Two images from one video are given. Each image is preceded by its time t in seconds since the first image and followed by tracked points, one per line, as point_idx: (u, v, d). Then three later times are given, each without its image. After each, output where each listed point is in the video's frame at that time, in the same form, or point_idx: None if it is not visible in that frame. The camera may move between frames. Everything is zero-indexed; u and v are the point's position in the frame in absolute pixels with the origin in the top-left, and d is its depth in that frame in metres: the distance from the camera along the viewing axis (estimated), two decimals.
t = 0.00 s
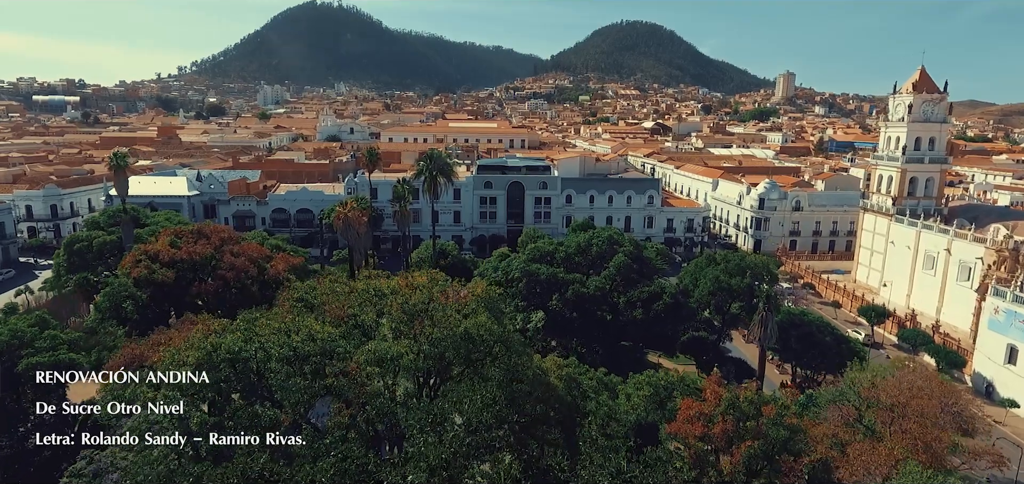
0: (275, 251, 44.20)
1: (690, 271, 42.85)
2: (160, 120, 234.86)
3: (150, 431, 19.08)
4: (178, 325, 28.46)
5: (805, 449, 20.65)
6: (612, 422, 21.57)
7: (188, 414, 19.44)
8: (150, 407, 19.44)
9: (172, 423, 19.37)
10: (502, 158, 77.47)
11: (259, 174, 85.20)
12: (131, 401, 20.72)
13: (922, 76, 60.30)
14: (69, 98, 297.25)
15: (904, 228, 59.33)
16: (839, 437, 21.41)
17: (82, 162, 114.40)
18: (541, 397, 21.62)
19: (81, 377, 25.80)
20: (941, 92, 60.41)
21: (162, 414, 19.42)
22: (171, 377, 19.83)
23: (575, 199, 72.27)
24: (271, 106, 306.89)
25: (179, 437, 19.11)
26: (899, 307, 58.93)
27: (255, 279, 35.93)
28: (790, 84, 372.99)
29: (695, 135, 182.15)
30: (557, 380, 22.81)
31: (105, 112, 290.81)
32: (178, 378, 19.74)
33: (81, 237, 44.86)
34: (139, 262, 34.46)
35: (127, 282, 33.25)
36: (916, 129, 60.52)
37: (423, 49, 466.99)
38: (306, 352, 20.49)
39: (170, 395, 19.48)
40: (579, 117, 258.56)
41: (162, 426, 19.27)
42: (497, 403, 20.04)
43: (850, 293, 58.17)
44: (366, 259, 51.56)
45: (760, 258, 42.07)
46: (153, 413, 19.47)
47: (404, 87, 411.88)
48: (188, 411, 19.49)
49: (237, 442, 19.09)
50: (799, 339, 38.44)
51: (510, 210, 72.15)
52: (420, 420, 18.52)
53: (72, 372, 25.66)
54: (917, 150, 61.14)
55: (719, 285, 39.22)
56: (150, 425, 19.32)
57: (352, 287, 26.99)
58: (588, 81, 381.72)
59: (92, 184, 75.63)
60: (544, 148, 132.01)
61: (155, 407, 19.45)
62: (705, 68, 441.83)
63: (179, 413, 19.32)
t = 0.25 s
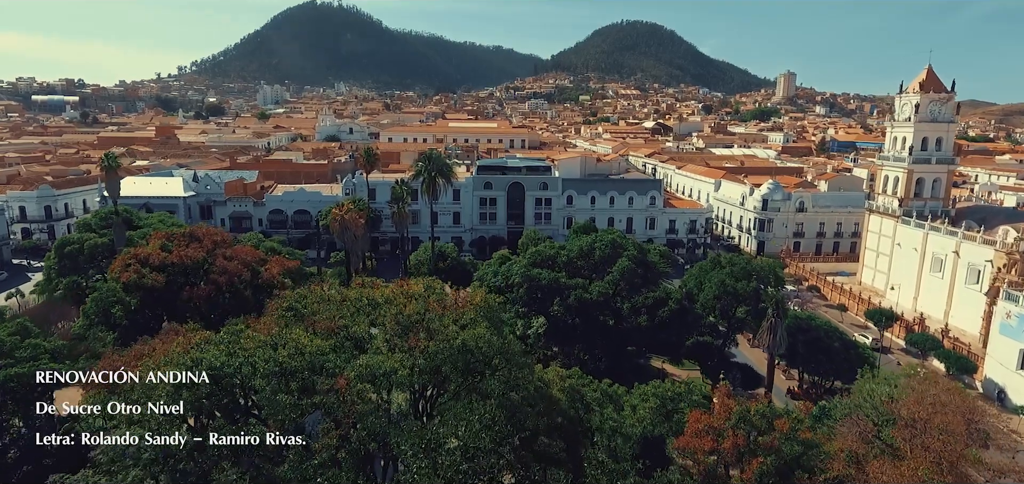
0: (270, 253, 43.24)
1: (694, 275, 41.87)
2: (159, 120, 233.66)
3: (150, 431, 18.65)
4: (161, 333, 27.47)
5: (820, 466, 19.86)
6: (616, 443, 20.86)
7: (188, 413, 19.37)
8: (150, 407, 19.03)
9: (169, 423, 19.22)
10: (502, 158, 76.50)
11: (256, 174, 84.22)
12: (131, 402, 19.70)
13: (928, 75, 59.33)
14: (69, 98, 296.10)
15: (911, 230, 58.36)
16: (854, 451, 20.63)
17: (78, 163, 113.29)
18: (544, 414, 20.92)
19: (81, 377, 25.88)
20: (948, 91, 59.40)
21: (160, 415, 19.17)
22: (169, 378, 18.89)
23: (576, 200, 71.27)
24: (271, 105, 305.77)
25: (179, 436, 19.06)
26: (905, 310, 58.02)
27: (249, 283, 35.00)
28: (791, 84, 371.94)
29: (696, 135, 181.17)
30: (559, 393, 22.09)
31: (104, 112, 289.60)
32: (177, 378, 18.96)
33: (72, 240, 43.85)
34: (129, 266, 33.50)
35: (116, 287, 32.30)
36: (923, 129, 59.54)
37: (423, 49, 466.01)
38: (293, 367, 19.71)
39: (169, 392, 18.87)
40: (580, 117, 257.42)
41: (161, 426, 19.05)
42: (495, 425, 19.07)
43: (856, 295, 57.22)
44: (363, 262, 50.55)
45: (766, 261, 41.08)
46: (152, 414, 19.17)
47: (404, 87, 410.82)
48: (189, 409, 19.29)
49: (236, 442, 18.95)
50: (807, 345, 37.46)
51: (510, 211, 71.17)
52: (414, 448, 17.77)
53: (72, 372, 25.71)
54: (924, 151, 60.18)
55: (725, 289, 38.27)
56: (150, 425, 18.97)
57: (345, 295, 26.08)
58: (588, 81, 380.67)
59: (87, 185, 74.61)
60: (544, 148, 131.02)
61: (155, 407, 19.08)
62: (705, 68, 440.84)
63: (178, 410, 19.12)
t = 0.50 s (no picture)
0: (263, 258, 42.19)
1: (698, 280, 40.78)
2: (157, 120, 232.25)
3: (151, 430, 18.24)
4: (139, 344, 26.02)
5: None
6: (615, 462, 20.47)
7: (188, 413, 18.78)
8: (150, 406, 18.20)
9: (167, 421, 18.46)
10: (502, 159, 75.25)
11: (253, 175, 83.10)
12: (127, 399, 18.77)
13: (937, 73, 58.15)
14: (67, 98, 294.61)
15: (919, 231, 57.25)
16: (875, 470, 19.41)
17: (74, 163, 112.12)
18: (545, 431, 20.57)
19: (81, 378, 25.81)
20: (957, 89, 58.01)
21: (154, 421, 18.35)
22: (169, 378, 18.61)
23: (577, 201, 70.10)
24: (270, 105, 304.27)
25: (180, 436, 18.57)
26: (913, 313, 57.04)
27: (240, 288, 33.90)
28: (791, 84, 370.66)
29: (698, 135, 179.97)
30: (561, 410, 21.72)
31: (102, 112, 288.21)
32: (178, 378, 18.71)
33: (62, 242, 42.73)
34: (116, 271, 32.33)
35: (102, 293, 31.07)
36: (931, 129, 58.35)
37: (423, 49, 464.93)
38: (277, 387, 18.59)
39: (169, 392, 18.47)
40: (580, 116, 256.28)
41: (162, 425, 18.38)
42: (492, 450, 18.82)
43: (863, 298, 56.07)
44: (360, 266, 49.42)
45: (773, 265, 39.96)
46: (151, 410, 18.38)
47: (404, 86, 409.22)
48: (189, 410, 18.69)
49: (235, 442, 18.49)
50: (816, 351, 36.38)
51: (511, 212, 70.04)
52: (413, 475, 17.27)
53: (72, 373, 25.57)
54: (932, 151, 58.98)
55: (731, 293, 37.22)
56: (149, 424, 18.31)
57: (337, 307, 25.14)
58: (589, 80, 379.29)
59: (81, 186, 73.53)
60: (544, 148, 129.94)
61: (155, 407, 18.33)
62: (706, 68, 439.51)
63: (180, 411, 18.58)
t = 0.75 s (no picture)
0: (257, 262, 41.25)
1: (703, 283, 39.80)
2: (156, 120, 231.05)
3: (150, 429, 17.51)
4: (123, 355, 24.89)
5: None
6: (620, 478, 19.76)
7: (189, 414, 18.03)
8: (150, 405, 17.54)
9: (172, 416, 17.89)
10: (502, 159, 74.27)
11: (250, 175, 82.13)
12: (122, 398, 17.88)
13: (944, 72, 57.14)
14: (66, 98, 293.40)
15: (926, 233, 56.30)
16: None
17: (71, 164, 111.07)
18: (548, 448, 19.94)
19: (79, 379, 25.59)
20: (965, 89, 56.91)
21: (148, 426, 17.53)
22: (168, 377, 19.07)
23: (578, 202, 69.10)
24: (269, 105, 303.08)
25: (179, 437, 17.92)
26: (919, 316, 56.14)
27: (232, 293, 32.97)
28: (792, 84, 369.57)
29: (699, 135, 178.92)
30: (565, 425, 20.99)
31: (101, 112, 287.02)
32: (176, 377, 19.11)
33: (51, 245, 41.79)
34: (103, 275, 31.43)
35: (89, 298, 30.28)
36: (938, 128, 57.34)
37: (423, 49, 464.82)
38: (259, 407, 18.15)
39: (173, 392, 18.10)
40: (581, 116, 255.21)
41: (162, 425, 17.68)
42: (489, 476, 18.48)
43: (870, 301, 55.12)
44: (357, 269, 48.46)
45: (780, 268, 38.96)
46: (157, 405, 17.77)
47: (403, 86, 408.00)
48: (188, 411, 18.00)
49: (236, 442, 17.57)
50: (825, 358, 35.41)
51: (511, 214, 69.07)
52: None
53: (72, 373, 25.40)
54: (939, 151, 57.97)
55: (737, 298, 36.22)
56: (149, 424, 17.58)
57: (330, 317, 24.40)
58: (589, 80, 378.09)
59: (75, 187, 72.58)
60: (544, 148, 128.94)
61: (155, 406, 17.65)
62: (706, 67, 438.41)
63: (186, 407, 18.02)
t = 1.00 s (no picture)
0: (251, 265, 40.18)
1: (709, 288, 38.71)
2: (154, 120, 229.52)
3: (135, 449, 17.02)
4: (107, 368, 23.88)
5: None
6: None
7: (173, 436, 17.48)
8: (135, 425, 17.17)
9: (146, 442, 17.11)
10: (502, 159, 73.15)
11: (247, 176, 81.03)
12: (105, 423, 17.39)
13: (952, 71, 56.06)
14: (64, 98, 291.88)
15: (934, 235, 55.23)
16: None
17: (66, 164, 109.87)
18: (550, 468, 19.01)
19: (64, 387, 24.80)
20: (974, 88, 55.80)
21: (115, 450, 16.71)
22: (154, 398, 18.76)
23: (579, 203, 67.98)
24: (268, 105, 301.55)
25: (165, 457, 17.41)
26: (928, 320, 55.08)
27: (223, 299, 31.92)
28: (793, 83, 368.16)
29: (700, 135, 177.70)
30: (568, 443, 19.97)
31: (99, 112, 285.54)
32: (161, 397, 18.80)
33: (39, 248, 40.73)
34: (89, 281, 30.42)
35: (73, 305, 29.34)
36: (947, 128, 56.16)
37: (423, 48, 463.48)
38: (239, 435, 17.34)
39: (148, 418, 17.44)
40: (581, 116, 254.04)
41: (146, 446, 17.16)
42: None
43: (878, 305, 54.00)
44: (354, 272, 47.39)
45: (788, 272, 37.83)
46: (133, 429, 17.17)
47: (403, 86, 406.48)
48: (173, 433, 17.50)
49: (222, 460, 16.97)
50: (835, 365, 34.30)
51: (511, 215, 67.97)
52: None
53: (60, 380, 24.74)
54: (947, 152, 56.83)
55: (744, 303, 35.12)
56: (133, 445, 17.03)
57: (318, 333, 23.65)
58: (589, 80, 376.58)
59: (68, 187, 71.44)
60: (545, 148, 127.74)
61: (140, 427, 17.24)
62: (707, 67, 437.01)
63: (164, 429, 17.35)
